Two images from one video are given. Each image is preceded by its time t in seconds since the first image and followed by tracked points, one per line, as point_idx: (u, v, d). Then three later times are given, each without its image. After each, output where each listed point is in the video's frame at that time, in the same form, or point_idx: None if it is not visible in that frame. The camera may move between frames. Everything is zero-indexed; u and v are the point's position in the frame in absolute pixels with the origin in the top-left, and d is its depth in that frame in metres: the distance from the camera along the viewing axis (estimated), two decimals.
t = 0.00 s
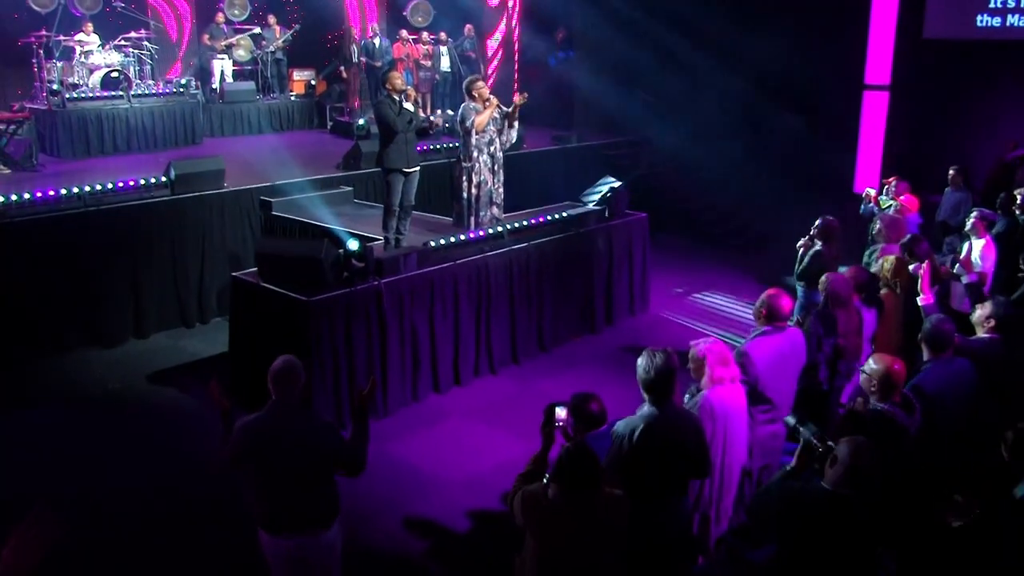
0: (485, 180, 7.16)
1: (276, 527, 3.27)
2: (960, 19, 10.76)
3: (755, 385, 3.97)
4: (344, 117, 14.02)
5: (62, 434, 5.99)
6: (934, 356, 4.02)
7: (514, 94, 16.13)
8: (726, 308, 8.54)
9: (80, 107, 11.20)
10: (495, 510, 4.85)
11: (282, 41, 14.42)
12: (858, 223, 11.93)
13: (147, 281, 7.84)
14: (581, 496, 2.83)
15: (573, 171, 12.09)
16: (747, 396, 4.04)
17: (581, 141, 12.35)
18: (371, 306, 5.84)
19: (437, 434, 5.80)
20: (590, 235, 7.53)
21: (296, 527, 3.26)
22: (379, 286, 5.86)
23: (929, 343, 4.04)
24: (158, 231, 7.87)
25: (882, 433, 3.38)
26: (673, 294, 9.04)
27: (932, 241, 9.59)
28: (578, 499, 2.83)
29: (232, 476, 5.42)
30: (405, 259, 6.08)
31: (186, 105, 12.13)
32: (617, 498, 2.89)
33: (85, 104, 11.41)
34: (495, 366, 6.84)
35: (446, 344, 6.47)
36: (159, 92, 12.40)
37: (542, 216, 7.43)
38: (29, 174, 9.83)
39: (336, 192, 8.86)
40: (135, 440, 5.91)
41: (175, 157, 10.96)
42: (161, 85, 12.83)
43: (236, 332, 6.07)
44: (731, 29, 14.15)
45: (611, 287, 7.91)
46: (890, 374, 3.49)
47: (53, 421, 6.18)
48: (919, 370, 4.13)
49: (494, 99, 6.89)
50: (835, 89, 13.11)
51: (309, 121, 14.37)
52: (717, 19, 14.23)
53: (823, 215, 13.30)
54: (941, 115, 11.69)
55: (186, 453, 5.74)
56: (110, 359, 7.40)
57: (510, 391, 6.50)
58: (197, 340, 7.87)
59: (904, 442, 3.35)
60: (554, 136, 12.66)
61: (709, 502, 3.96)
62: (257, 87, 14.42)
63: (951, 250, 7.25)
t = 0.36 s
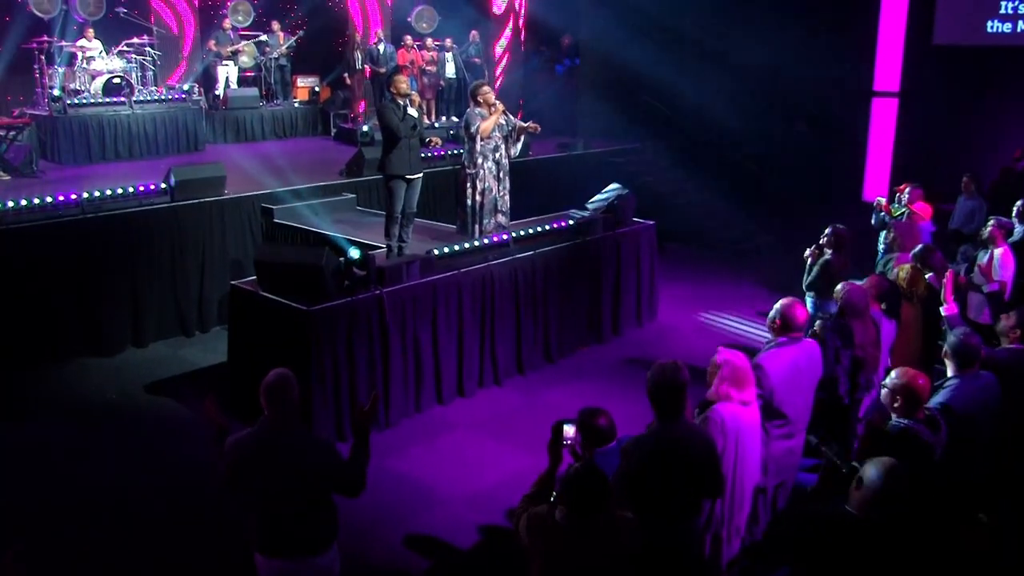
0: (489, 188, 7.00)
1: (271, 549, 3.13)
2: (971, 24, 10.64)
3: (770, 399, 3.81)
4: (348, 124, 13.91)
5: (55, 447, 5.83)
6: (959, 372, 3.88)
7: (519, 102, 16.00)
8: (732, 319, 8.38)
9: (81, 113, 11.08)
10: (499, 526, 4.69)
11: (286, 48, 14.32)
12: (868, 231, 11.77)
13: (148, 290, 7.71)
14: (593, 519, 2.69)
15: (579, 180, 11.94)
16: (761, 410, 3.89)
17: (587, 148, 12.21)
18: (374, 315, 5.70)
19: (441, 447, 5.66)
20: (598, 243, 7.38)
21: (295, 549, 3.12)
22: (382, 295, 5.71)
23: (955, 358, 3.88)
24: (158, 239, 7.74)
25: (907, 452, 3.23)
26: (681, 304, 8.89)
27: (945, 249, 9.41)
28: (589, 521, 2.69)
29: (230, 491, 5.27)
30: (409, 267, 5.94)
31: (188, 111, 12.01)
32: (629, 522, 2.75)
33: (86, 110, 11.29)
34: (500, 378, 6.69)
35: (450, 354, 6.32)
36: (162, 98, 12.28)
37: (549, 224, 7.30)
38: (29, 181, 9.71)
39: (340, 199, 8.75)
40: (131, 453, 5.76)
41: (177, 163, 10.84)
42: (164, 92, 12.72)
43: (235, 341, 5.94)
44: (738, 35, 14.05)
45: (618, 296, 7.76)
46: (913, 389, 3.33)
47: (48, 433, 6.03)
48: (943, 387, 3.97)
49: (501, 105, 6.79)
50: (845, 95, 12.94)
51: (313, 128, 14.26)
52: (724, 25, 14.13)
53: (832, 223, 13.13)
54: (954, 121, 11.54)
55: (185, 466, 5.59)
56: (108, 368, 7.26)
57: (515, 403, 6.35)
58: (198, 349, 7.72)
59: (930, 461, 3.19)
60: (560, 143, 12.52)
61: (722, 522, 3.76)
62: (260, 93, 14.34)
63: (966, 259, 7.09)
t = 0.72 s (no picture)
0: (494, 195, 6.87)
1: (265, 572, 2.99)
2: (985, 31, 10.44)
3: (787, 417, 3.64)
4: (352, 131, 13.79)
5: (47, 460, 5.68)
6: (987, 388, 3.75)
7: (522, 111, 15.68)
8: (742, 329, 8.21)
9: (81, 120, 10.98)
10: (504, 544, 4.53)
11: (289, 54, 14.24)
12: (878, 239, 11.61)
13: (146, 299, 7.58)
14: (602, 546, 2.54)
15: (585, 187, 11.80)
16: (777, 426, 3.72)
17: (593, 155, 12.07)
18: (375, 325, 5.55)
19: (444, 462, 5.50)
20: (604, 251, 7.24)
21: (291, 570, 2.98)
22: (384, 305, 5.57)
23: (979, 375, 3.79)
24: (157, 247, 7.60)
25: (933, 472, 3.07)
26: (688, 314, 8.73)
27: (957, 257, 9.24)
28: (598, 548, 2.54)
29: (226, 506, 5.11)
30: (411, 277, 5.79)
31: (189, 118, 11.90)
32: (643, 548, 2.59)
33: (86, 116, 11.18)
34: (505, 390, 6.52)
35: (454, 366, 6.16)
36: (162, 104, 12.16)
37: (555, 232, 7.15)
38: (27, 188, 9.58)
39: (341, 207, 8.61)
40: (125, 466, 5.61)
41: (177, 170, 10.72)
42: (165, 99, 12.62)
43: (233, 351, 5.80)
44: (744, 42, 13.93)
45: (625, 306, 7.61)
46: (940, 406, 3.16)
47: (40, 445, 5.89)
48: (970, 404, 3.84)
49: (504, 112, 6.69)
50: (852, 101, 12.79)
51: (316, 135, 14.14)
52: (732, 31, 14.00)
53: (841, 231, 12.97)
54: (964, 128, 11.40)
55: (181, 480, 5.44)
56: (105, 378, 7.11)
57: (520, 415, 6.20)
58: (196, 359, 7.58)
59: (958, 482, 3.03)
60: (565, 150, 12.38)
61: (735, 544, 3.60)
62: (263, 100, 14.25)
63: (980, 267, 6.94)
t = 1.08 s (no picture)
0: (499, 203, 6.74)
1: None
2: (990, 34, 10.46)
3: (806, 434, 3.50)
4: (355, 138, 13.69)
5: (41, 472, 5.53)
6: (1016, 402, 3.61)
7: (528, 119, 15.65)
8: (750, 339, 8.06)
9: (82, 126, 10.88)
10: (511, 563, 4.38)
11: (292, 60, 13.95)
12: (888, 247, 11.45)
13: (146, 308, 7.44)
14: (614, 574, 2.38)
15: (590, 194, 11.67)
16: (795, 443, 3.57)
17: (598, 162, 11.94)
18: (378, 335, 5.41)
19: (449, 475, 5.35)
20: (612, 260, 7.09)
21: None
22: (387, 315, 5.43)
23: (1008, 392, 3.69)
24: (156, 255, 7.47)
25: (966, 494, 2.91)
26: (696, 323, 8.58)
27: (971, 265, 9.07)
28: None
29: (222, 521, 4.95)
30: (414, 286, 5.66)
31: (191, 124, 11.80)
32: None
33: (88, 123, 11.09)
34: (510, 402, 6.37)
35: (458, 377, 6.02)
36: (165, 110, 12.05)
37: (561, 240, 7.03)
38: (26, 194, 9.46)
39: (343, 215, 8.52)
40: (120, 479, 5.46)
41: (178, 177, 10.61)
42: (167, 105, 12.53)
43: (233, 361, 5.66)
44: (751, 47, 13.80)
45: (633, 315, 7.46)
46: (971, 425, 3.02)
47: (35, 456, 5.74)
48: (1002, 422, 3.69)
49: (509, 118, 6.53)
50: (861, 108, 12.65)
51: (319, 142, 14.01)
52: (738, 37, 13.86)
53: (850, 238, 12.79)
54: (975, 134, 11.24)
55: (179, 494, 5.29)
56: (102, 388, 6.96)
57: (526, 428, 6.04)
58: (196, 369, 7.43)
59: (992, 506, 2.87)
60: (570, 157, 12.26)
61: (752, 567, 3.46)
62: (266, 107, 14.18)
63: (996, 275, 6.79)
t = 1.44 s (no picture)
0: (504, 209, 6.59)
1: None
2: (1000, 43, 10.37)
3: (828, 452, 3.35)
4: (358, 144, 13.56)
5: (34, 488, 5.36)
6: None
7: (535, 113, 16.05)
8: (760, 349, 7.90)
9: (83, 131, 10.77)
10: None
11: (295, 66, 13.99)
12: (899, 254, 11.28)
13: (144, 316, 7.29)
14: None
15: (597, 201, 11.52)
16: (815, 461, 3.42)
17: (604, 169, 11.79)
18: (379, 346, 5.26)
19: (453, 491, 5.20)
20: (619, 269, 6.95)
21: None
22: (389, 325, 5.29)
23: None
24: (154, 262, 7.34)
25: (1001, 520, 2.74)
26: (705, 332, 8.42)
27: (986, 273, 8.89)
28: None
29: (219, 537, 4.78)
30: (417, 296, 5.52)
31: (193, 130, 11.67)
32: None
33: (88, 129, 10.96)
34: (515, 414, 6.22)
35: (462, 389, 5.87)
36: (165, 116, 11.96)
37: (568, 249, 6.89)
38: (24, 201, 9.34)
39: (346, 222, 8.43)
40: (116, 494, 5.28)
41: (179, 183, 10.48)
42: (168, 111, 12.41)
43: (232, 372, 5.51)
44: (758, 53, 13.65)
45: (640, 325, 7.31)
46: (1006, 446, 2.86)
47: (28, 469, 5.59)
48: None
49: (513, 123, 6.39)
50: (871, 114, 12.49)
51: (322, 147, 13.88)
52: (745, 42, 13.65)
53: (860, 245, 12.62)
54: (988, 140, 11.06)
55: (176, 509, 5.13)
56: (99, 399, 6.80)
57: (531, 441, 5.89)
58: (194, 379, 7.28)
59: None
60: (576, 164, 12.11)
61: None
62: (269, 113, 14.08)
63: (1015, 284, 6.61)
